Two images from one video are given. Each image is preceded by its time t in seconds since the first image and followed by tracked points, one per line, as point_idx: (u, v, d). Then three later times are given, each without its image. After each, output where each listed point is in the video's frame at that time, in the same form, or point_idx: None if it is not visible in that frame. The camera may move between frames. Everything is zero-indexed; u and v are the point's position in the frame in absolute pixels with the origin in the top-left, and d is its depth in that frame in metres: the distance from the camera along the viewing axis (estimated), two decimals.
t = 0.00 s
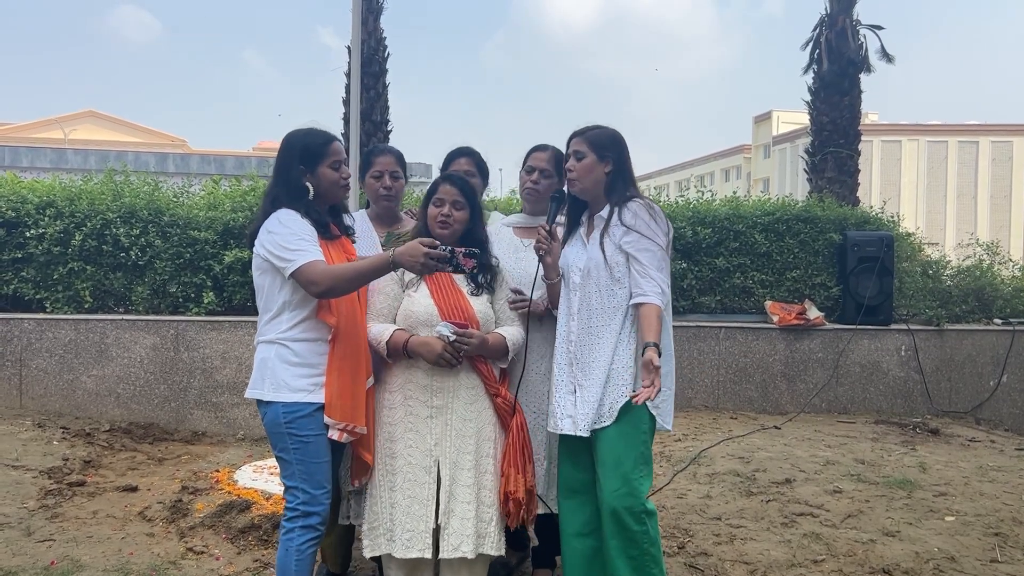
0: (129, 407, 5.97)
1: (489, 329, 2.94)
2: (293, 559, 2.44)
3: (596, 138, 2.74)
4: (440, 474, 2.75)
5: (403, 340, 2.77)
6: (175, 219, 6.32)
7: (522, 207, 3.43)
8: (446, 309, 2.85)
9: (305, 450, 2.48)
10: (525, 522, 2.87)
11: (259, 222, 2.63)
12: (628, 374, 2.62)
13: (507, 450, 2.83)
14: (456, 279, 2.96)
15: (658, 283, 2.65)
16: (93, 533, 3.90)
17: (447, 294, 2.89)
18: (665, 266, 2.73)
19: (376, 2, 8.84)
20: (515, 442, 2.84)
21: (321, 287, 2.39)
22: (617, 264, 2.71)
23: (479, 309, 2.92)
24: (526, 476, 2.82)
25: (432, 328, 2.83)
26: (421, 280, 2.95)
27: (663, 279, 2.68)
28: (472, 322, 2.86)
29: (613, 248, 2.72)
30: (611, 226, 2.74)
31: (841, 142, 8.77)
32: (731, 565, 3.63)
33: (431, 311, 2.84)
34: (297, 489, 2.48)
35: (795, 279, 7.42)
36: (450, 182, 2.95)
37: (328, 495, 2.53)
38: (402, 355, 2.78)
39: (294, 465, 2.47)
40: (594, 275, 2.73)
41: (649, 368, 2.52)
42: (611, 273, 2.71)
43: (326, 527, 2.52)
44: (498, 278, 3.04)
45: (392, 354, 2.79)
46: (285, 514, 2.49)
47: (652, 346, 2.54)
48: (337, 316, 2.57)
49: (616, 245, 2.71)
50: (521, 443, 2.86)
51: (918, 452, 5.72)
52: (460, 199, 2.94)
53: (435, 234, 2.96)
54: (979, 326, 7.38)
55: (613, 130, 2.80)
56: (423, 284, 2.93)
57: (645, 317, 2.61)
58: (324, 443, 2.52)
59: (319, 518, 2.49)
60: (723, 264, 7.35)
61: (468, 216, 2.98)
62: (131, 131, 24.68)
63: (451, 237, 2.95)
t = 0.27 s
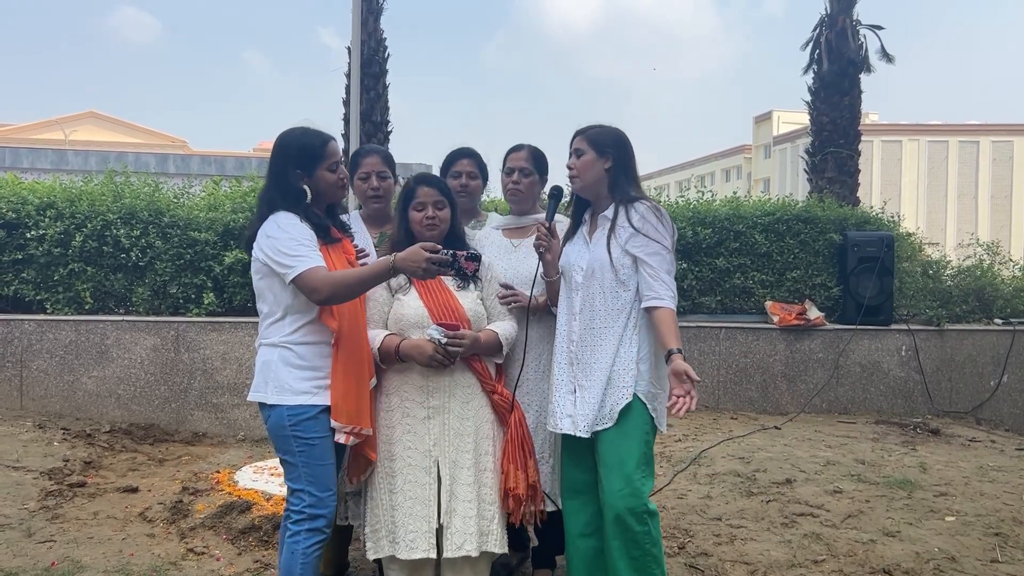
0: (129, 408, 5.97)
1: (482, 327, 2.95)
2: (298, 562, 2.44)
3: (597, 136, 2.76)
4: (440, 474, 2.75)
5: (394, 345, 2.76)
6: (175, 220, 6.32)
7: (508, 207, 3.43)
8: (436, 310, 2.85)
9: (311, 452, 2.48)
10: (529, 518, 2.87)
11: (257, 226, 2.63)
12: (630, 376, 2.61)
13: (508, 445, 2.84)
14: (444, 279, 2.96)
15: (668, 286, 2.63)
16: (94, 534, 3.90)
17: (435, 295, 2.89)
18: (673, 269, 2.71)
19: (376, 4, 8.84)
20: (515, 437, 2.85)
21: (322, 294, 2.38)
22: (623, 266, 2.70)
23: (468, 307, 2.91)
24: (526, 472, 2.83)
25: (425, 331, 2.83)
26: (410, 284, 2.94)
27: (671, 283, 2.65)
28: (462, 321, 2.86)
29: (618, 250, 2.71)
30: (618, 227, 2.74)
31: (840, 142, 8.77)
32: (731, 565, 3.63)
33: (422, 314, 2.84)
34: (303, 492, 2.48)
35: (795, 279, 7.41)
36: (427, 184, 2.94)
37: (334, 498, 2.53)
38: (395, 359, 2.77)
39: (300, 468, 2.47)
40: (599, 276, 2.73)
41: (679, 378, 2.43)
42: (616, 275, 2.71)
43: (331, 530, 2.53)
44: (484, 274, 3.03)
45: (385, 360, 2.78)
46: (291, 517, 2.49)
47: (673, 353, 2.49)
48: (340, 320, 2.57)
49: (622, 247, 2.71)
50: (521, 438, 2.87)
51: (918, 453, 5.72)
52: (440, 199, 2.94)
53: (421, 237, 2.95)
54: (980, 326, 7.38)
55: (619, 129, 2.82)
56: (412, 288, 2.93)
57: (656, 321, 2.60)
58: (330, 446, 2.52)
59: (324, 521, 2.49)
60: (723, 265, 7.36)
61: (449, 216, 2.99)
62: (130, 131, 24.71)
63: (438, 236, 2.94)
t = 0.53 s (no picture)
0: (130, 409, 5.98)
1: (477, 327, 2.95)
2: (303, 564, 2.45)
3: (592, 136, 2.78)
4: (439, 474, 2.75)
5: (390, 345, 2.77)
6: (175, 221, 6.32)
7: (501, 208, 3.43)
8: (430, 310, 2.85)
9: (315, 454, 2.48)
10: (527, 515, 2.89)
11: (255, 227, 2.63)
12: (631, 377, 2.62)
13: (507, 440, 2.85)
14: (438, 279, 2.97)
15: (668, 286, 2.63)
16: (94, 535, 3.90)
17: (429, 295, 2.89)
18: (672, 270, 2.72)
19: (376, 4, 8.85)
20: (513, 433, 2.86)
21: (322, 298, 2.39)
22: (623, 266, 2.70)
23: (462, 306, 2.92)
24: (526, 468, 2.85)
25: (420, 331, 2.82)
26: (404, 285, 2.93)
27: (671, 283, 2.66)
28: (457, 320, 2.87)
29: (618, 250, 2.71)
30: (617, 227, 2.74)
31: (841, 142, 8.77)
32: (731, 565, 3.63)
33: (417, 315, 2.84)
34: (309, 495, 2.48)
35: (795, 279, 7.41)
36: (417, 186, 2.93)
37: (339, 499, 2.53)
38: (391, 360, 2.77)
39: (304, 470, 2.47)
40: (599, 276, 2.73)
41: (690, 384, 2.46)
42: (616, 276, 2.71)
43: (337, 532, 2.52)
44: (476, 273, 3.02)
45: (381, 361, 2.78)
46: (297, 519, 2.49)
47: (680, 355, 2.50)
48: (341, 324, 2.55)
49: (622, 247, 2.71)
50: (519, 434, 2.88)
51: (919, 452, 5.71)
52: (432, 200, 2.94)
53: (415, 239, 2.95)
54: (980, 326, 7.38)
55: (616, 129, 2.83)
56: (407, 290, 2.92)
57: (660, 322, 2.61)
58: (333, 447, 2.53)
59: (330, 523, 2.49)
60: (723, 265, 7.36)
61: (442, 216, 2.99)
62: (131, 132, 24.74)
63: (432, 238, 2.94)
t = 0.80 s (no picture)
0: (130, 410, 5.98)
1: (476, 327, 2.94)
2: (301, 565, 2.45)
3: (585, 137, 2.80)
4: (438, 474, 2.75)
5: (389, 344, 2.77)
6: (175, 222, 6.32)
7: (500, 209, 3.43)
8: (429, 310, 2.85)
9: (314, 455, 2.48)
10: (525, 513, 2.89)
11: (252, 228, 2.63)
12: (627, 375, 2.62)
13: (505, 442, 2.85)
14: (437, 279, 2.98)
15: (659, 282, 2.63)
16: (94, 536, 3.90)
17: (429, 295, 2.90)
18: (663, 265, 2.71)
19: (375, 5, 8.85)
20: (511, 435, 2.85)
21: (321, 301, 2.39)
22: (614, 264, 2.69)
23: (462, 307, 2.93)
24: (523, 468, 2.83)
25: (419, 331, 2.82)
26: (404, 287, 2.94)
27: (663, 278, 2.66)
28: (456, 319, 2.87)
29: (609, 249, 2.71)
30: (607, 225, 2.74)
31: (841, 142, 8.77)
32: (731, 565, 3.63)
33: (416, 315, 2.84)
34: (307, 496, 2.48)
35: (795, 279, 7.41)
36: (417, 187, 2.93)
37: (338, 500, 2.53)
38: (391, 359, 2.77)
39: (303, 471, 2.47)
40: (592, 276, 2.72)
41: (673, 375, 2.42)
42: (609, 274, 2.70)
43: (335, 533, 2.53)
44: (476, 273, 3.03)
45: (381, 360, 2.78)
46: (295, 520, 2.49)
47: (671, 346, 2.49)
48: (339, 325, 2.54)
49: (613, 245, 2.70)
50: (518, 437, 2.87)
51: (919, 452, 5.71)
52: (431, 202, 2.94)
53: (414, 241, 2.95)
54: (980, 326, 7.37)
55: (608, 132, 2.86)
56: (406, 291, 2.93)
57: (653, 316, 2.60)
58: (332, 447, 2.53)
59: (328, 524, 2.49)
60: (723, 265, 7.36)
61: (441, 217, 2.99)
62: (132, 133, 24.76)
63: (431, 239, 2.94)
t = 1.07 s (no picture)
0: (130, 411, 5.98)
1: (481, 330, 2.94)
2: (299, 564, 2.45)
3: (577, 140, 2.80)
4: (439, 475, 2.75)
5: (392, 344, 2.77)
6: (175, 222, 6.33)
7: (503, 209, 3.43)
8: (434, 311, 2.86)
9: (312, 455, 2.48)
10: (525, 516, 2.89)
11: (250, 227, 2.63)
12: (625, 373, 2.62)
13: (507, 446, 2.84)
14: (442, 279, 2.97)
15: (651, 278, 2.63)
16: (94, 537, 3.90)
17: (433, 296, 2.90)
18: (657, 262, 2.71)
19: (375, 5, 8.84)
20: (512, 439, 2.85)
21: (319, 296, 2.39)
22: (608, 262, 2.70)
23: (467, 310, 2.92)
24: (524, 473, 2.84)
25: (423, 331, 2.82)
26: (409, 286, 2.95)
27: (657, 275, 2.66)
28: (461, 321, 2.87)
29: (603, 248, 2.71)
30: (601, 224, 2.74)
31: (841, 143, 8.77)
32: (731, 566, 3.63)
33: (420, 315, 2.84)
34: (304, 495, 2.48)
35: (795, 279, 7.41)
36: (422, 189, 2.93)
37: (335, 500, 2.53)
38: (393, 360, 2.77)
39: (301, 471, 2.47)
40: (588, 275, 2.72)
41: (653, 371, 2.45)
42: (604, 273, 2.70)
43: (332, 532, 2.53)
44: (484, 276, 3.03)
45: (382, 360, 2.78)
46: (292, 520, 2.50)
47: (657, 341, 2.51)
48: (337, 322, 2.55)
49: (607, 244, 2.71)
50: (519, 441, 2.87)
51: (919, 453, 5.71)
52: (437, 203, 2.93)
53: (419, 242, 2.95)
54: (981, 326, 7.38)
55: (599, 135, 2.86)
56: (412, 291, 2.93)
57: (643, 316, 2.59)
58: (331, 448, 2.53)
59: (326, 524, 2.49)
60: (723, 265, 7.36)
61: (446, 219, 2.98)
62: (133, 134, 24.81)
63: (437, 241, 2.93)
